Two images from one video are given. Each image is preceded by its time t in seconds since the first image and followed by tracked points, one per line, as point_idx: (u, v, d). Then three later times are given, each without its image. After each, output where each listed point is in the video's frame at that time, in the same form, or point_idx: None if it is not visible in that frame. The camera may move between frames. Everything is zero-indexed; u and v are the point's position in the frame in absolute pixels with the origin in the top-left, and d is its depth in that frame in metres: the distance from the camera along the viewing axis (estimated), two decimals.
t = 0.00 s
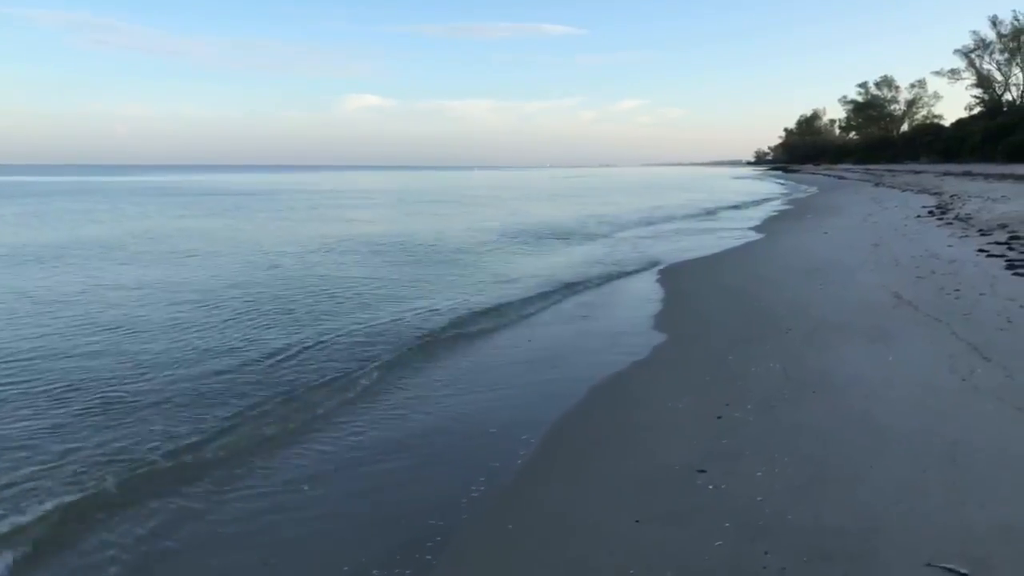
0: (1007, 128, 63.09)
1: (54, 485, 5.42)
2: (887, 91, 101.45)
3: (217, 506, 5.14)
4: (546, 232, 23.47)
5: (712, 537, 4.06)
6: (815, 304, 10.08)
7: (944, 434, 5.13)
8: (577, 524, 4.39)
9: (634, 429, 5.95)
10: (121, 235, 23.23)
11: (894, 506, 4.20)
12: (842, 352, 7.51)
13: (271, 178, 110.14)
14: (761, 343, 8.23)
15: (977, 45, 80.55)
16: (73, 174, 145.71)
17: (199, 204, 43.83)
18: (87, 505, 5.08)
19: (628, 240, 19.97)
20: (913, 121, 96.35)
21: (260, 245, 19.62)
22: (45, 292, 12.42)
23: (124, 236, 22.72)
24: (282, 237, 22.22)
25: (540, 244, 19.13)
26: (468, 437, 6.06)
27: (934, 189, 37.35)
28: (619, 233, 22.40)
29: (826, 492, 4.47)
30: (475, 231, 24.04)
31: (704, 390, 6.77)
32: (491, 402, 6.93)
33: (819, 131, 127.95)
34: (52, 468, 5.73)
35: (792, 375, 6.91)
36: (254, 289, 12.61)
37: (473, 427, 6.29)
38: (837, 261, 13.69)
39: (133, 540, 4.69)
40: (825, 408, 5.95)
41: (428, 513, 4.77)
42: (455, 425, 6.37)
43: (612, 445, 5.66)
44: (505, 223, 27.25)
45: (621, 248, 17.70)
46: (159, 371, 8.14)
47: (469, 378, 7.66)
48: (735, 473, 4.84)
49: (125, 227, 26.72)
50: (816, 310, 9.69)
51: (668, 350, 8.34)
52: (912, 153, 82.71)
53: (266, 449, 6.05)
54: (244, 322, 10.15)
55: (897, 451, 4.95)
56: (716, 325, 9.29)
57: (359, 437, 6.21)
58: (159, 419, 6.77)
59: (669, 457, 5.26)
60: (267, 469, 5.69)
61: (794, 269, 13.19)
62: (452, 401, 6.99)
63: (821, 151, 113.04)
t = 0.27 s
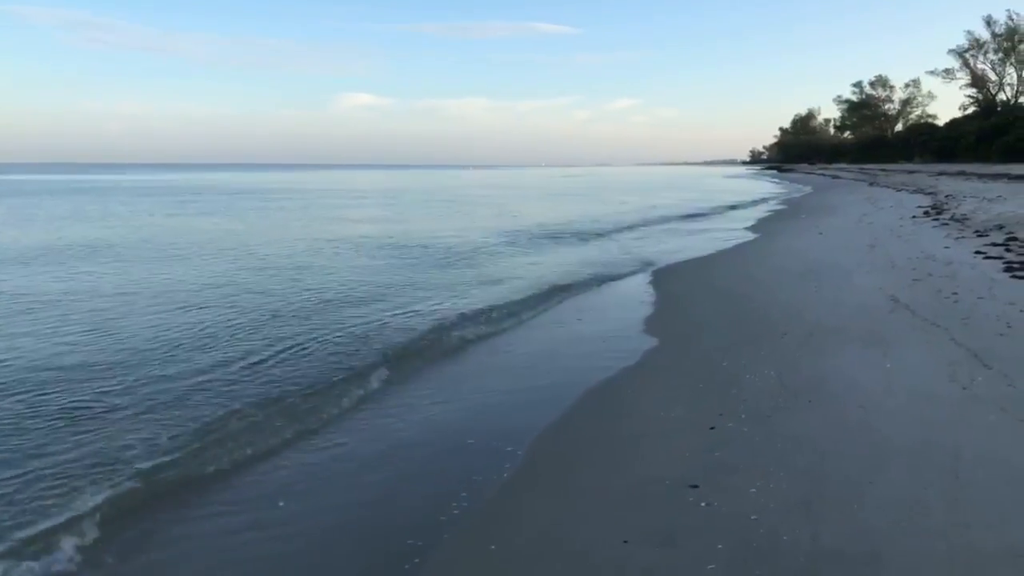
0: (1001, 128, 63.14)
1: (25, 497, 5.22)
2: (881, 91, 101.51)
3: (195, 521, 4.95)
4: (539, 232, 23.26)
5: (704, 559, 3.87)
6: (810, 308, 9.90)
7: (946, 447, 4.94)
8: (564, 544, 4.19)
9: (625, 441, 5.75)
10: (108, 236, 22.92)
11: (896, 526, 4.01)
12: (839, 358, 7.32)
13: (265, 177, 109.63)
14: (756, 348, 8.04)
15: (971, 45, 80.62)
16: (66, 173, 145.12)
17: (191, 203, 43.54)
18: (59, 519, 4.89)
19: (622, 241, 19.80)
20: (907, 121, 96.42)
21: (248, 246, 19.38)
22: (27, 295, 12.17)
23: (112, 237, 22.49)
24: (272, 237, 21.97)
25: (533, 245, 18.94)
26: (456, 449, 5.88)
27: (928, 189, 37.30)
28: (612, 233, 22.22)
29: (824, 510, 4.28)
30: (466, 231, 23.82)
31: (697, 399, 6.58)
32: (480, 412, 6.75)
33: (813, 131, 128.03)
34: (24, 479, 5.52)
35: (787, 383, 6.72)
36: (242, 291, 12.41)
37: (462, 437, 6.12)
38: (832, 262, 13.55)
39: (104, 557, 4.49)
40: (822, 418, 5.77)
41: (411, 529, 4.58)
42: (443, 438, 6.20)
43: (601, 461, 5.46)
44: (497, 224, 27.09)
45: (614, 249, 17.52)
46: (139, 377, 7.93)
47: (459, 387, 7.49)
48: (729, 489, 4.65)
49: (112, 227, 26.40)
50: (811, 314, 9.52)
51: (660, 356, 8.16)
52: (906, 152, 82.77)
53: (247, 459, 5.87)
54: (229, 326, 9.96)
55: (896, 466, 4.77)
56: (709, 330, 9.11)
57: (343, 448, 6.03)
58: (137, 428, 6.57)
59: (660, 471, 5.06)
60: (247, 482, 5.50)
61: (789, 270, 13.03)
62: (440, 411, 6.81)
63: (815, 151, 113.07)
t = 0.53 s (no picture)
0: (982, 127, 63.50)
1: None
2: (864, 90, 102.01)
3: (150, 539, 4.72)
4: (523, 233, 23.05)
5: None
6: (792, 308, 9.75)
7: (930, 455, 4.77)
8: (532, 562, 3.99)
9: (601, 450, 5.55)
10: (84, 238, 22.53)
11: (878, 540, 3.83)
12: (821, 361, 7.15)
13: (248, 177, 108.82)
14: (737, 351, 7.87)
15: (953, 44, 81.13)
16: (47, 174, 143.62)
17: (172, 204, 43.11)
18: (6, 537, 4.65)
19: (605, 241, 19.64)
20: (890, 120, 96.93)
21: (227, 247, 19.07)
22: None
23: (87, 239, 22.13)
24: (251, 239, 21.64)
25: (515, 245, 18.74)
26: (427, 460, 5.67)
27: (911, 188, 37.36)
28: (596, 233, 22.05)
29: (804, 523, 4.09)
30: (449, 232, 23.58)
31: (676, 404, 6.40)
32: (454, 421, 6.54)
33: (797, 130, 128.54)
34: None
35: (768, 387, 6.55)
36: (215, 295, 12.14)
37: (434, 449, 5.91)
38: (815, 261, 13.43)
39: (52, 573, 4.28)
40: (803, 424, 5.59)
41: (374, 546, 4.37)
42: (413, 449, 5.99)
43: (574, 473, 5.25)
44: (480, 224, 26.87)
45: (597, 249, 17.35)
46: (101, 383, 7.67)
47: (432, 395, 7.28)
48: (706, 502, 4.46)
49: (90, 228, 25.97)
50: (794, 315, 9.36)
51: (639, 361, 7.96)
52: (889, 151, 83.16)
53: (208, 470, 5.64)
54: (199, 331, 9.70)
55: (880, 475, 4.59)
56: (691, 332, 8.93)
57: (310, 461, 5.80)
58: (95, 437, 6.31)
59: (636, 484, 4.86)
60: (207, 497, 5.27)
61: (772, 270, 12.89)
62: (412, 421, 6.59)
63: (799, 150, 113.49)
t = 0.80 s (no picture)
0: (981, 125, 63.38)
1: None
2: (862, 89, 101.86)
3: (114, 559, 4.57)
4: (516, 234, 22.87)
5: None
6: (786, 312, 9.56)
7: (924, 474, 4.58)
8: None
9: (583, 466, 5.37)
10: (74, 240, 22.31)
11: (867, 567, 3.65)
12: (813, 368, 6.95)
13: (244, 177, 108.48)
14: (728, 358, 7.67)
15: (950, 43, 81.04)
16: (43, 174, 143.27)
17: (166, 205, 42.93)
18: None
19: (599, 243, 19.45)
20: (888, 118, 96.82)
21: (216, 250, 18.87)
22: None
23: (77, 242, 21.94)
24: (242, 240, 21.44)
25: (509, 247, 18.55)
26: (405, 476, 5.50)
27: (909, 186, 37.22)
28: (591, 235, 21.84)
29: (789, 549, 3.91)
30: (443, 233, 23.37)
31: (663, 415, 6.20)
32: (435, 433, 6.37)
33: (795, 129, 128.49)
34: None
35: (759, 396, 6.35)
36: (200, 299, 11.97)
37: (412, 463, 5.75)
38: (810, 263, 13.26)
39: None
40: (793, 438, 5.39)
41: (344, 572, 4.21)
42: (391, 462, 5.83)
43: (555, 490, 5.06)
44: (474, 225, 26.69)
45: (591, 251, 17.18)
46: (75, 392, 7.49)
47: (415, 405, 7.11)
48: (689, 524, 4.27)
49: (81, 231, 25.73)
50: (787, 319, 9.18)
51: (627, 368, 7.77)
52: (887, 150, 83.03)
53: (180, 487, 5.47)
54: (180, 338, 9.52)
55: (871, 496, 4.40)
56: (681, 337, 8.75)
57: (285, 478, 5.63)
58: (65, 449, 6.14)
59: (617, 504, 4.67)
60: (178, 514, 5.11)
61: (768, 272, 12.71)
62: (393, 433, 6.42)
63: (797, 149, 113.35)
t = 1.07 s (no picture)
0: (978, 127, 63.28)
1: None
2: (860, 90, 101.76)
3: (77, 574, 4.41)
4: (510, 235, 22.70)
5: None
6: (780, 317, 9.39)
7: (921, 492, 4.40)
8: None
9: (567, 482, 5.19)
10: (63, 240, 22.11)
11: None
12: (806, 376, 6.75)
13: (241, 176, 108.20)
14: (720, 364, 7.50)
15: (949, 44, 80.95)
16: (40, 172, 142.83)
17: (162, 204, 42.79)
18: None
19: (593, 245, 19.29)
20: (886, 120, 96.72)
21: (206, 250, 18.68)
22: None
23: (66, 241, 21.73)
24: (233, 241, 21.25)
25: (502, 249, 18.39)
26: (381, 495, 5.32)
27: (907, 188, 37.09)
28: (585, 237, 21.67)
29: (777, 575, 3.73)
30: (437, 234, 23.19)
31: (651, 426, 6.02)
32: (416, 448, 6.19)
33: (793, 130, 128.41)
34: None
35: (750, 405, 6.17)
36: (186, 301, 11.81)
37: (390, 480, 5.57)
38: (806, 266, 13.09)
39: None
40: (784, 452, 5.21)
41: None
42: (370, 476, 5.67)
43: (537, 507, 4.89)
44: (471, 226, 26.52)
45: (584, 254, 17.01)
46: (50, 398, 7.31)
47: (397, 418, 6.93)
48: (674, 545, 4.10)
49: (71, 231, 25.51)
50: (780, 323, 9.01)
51: (616, 376, 7.57)
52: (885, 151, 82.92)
53: (148, 498, 5.29)
54: (162, 342, 9.36)
55: (864, 517, 4.22)
56: (673, 342, 8.59)
57: (257, 492, 5.45)
58: (33, 458, 5.97)
59: (600, 522, 4.50)
60: (146, 526, 4.95)
61: (762, 275, 12.55)
62: (373, 447, 6.24)
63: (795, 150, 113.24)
